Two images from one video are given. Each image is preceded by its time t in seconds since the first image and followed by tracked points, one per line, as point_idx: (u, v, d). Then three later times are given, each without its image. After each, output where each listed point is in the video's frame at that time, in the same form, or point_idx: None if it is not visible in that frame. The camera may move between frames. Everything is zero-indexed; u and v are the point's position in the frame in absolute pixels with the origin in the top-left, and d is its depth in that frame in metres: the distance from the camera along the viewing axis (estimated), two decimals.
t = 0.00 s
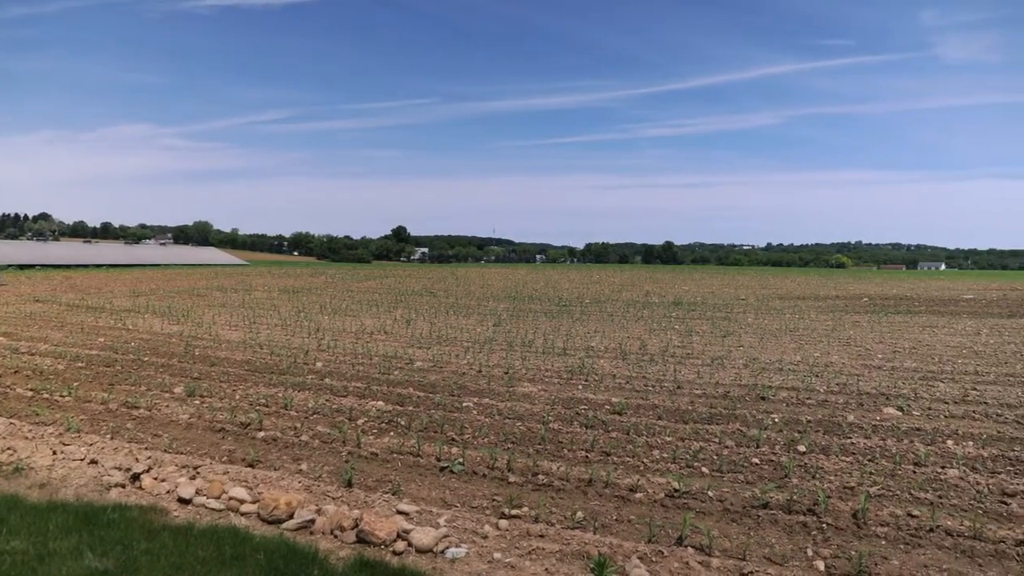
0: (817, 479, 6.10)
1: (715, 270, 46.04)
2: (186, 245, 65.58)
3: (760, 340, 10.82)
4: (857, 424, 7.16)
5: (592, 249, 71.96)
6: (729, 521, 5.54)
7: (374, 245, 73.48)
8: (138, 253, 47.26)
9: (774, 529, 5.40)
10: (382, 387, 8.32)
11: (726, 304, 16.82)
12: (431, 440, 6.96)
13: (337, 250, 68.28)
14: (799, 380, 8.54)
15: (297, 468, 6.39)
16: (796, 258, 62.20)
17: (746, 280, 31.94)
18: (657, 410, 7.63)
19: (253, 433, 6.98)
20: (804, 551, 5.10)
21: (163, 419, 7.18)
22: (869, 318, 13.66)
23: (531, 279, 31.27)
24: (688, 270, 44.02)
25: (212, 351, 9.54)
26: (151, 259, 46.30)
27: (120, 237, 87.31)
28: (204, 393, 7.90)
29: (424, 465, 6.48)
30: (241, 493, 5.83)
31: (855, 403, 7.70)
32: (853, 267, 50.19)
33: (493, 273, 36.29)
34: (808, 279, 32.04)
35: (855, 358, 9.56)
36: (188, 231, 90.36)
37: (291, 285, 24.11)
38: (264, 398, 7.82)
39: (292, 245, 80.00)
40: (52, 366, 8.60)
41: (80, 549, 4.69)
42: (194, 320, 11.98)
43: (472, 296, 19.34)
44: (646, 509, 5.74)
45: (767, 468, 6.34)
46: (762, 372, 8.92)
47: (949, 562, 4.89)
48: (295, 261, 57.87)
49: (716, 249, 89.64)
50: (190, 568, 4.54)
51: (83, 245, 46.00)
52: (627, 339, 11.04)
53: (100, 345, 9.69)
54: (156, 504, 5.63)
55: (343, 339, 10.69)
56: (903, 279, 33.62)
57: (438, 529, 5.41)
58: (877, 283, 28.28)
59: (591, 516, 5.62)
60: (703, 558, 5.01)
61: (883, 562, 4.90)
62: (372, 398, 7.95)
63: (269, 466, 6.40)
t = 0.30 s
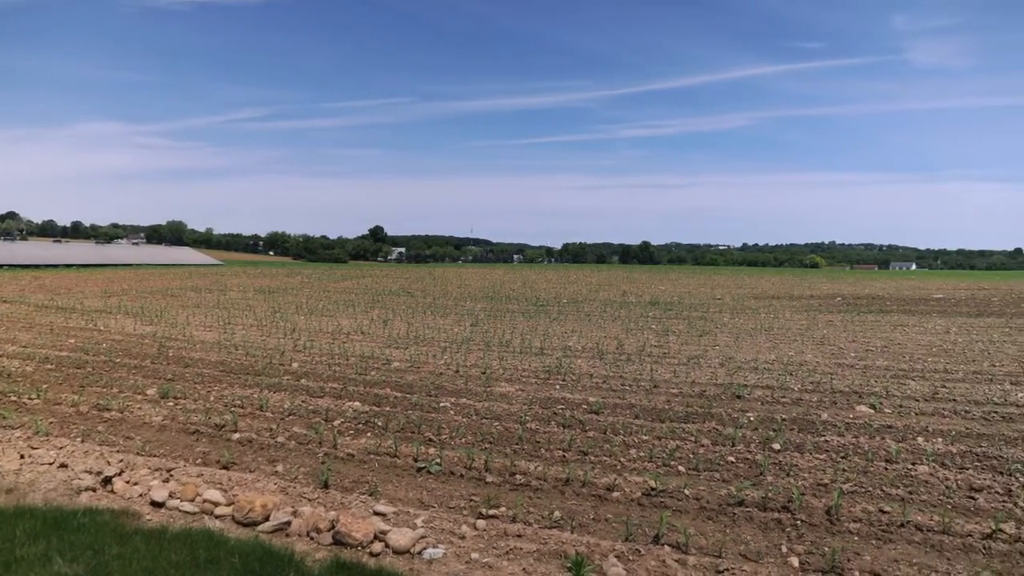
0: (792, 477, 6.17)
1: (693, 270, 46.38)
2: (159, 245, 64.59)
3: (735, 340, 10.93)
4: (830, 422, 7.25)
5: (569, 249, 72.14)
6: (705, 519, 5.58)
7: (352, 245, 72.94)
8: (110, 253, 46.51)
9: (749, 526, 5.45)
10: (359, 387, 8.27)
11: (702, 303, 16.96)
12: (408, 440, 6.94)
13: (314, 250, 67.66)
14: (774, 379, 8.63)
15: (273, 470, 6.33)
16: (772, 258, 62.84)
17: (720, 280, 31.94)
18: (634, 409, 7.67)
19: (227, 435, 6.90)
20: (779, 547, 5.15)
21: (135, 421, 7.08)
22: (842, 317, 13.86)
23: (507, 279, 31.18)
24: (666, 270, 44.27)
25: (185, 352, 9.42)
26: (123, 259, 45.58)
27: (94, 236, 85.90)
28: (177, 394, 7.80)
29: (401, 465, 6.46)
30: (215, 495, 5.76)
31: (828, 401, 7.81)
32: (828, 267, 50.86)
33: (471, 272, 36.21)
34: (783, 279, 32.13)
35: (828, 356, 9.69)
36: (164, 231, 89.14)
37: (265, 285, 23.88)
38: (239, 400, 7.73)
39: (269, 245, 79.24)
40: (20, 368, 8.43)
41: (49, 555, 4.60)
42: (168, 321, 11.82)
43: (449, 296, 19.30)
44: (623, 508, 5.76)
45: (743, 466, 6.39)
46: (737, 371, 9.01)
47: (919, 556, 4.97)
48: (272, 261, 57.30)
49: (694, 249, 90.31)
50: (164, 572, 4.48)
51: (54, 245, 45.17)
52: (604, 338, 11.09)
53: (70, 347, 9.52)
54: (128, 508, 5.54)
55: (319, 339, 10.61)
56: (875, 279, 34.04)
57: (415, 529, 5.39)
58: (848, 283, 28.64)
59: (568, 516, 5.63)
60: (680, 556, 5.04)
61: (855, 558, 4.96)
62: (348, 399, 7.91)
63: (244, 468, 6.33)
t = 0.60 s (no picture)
0: (769, 474, 6.23)
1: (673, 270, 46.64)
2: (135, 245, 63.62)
3: (713, 339, 11.02)
4: (806, 419, 7.34)
5: (549, 249, 72.21)
6: (683, 517, 5.62)
7: (330, 244, 72.33)
8: (84, 253, 45.79)
9: (727, 523, 5.50)
10: (337, 388, 8.22)
11: (681, 303, 17.07)
12: (387, 441, 6.91)
13: (292, 250, 66.97)
14: (751, 378, 8.72)
15: (250, 471, 6.27)
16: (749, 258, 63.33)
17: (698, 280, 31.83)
18: (612, 408, 7.70)
19: (204, 436, 6.83)
20: (756, 545, 5.20)
21: (109, 423, 6.97)
22: (819, 316, 14.02)
23: (487, 279, 30.98)
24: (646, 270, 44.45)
25: (161, 353, 9.31)
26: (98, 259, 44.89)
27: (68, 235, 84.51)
28: (152, 396, 7.70)
29: (379, 466, 6.43)
30: (191, 497, 5.70)
31: (804, 400, 7.90)
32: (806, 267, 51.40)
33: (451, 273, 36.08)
34: (760, 279, 32.11)
35: (805, 355, 9.81)
36: (140, 230, 87.91)
37: (242, 285, 23.64)
38: (215, 401, 7.66)
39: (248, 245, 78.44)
40: None
41: (20, 560, 4.52)
42: (143, 322, 11.67)
43: (429, 296, 19.24)
44: (602, 507, 5.78)
45: (720, 465, 6.44)
46: (715, 370, 9.08)
47: (892, 551, 5.04)
48: (250, 260, 56.71)
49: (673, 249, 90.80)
50: None
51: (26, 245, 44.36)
52: (583, 338, 11.12)
53: (42, 348, 9.36)
54: (101, 511, 5.46)
55: (297, 339, 10.54)
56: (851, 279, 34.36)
57: (394, 530, 5.37)
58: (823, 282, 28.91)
59: (547, 515, 5.64)
60: (658, 554, 5.07)
61: (830, 554, 5.02)
62: (327, 400, 7.86)
63: (221, 470, 6.26)
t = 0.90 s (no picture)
0: (745, 472, 6.29)
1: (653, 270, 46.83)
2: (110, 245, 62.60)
3: (691, 338, 11.09)
4: (782, 417, 7.41)
5: (529, 249, 72.10)
6: (661, 515, 5.65)
7: (308, 244, 71.60)
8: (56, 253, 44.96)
9: (704, 521, 5.54)
10: (315, 388, 8.16)
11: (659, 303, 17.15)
12: (365, 441, 6.88)
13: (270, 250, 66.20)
14: (729, 376, 8.79)
15: (226, 473, 6.20)
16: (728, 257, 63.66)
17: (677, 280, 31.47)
18: (591, 407, 7.73)
19: (179, 438, 6.74)
20: (733, 542, 5.24)
21: (81, 425, 6.86)
22: (795, 315, 14.17)
23: (466, 279, 30.54)
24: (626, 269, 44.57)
25: (135, 354, 9.18)
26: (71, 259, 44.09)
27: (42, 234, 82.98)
28: (126, 397, 7.59)
29: (358, 467, 6.39)
30: (166, 500, 5.62)
31: (780, 398, 7.98)
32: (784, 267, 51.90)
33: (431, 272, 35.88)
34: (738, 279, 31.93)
35: (781, 354, 9.91)
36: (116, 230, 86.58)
37: (218, 285, 23.38)
38: (191, 402, 7.57)
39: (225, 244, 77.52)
40: None
41: None
42: (116, 322, 11.50)
43: (408, 296, 19.15)
44: (581, 506, 5.80)
45: (698, 463, 6.49)
46: (693, 369, 9.14)
47: (866, 546, 5.11)
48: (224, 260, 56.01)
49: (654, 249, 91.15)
50: None
51: None
52: (562, 337, 11.15)
53: (12, 350, 9.19)
54: (73, 515, 5.37)
55: (275, 340, 10.45)
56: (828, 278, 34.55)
57: (372, 531, 5.34)
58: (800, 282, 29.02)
59: (526, 514, 5.65)
60: (636, 552, 5.09)
61: (806, 550, 5.08)
62: (304, 400, 7.80)
63: (196, 472, 6.19)
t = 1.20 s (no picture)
0: (723, 470, 6.34)
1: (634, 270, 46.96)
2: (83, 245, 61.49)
3: (669, 337, 11.16)
4: (759, 416, 7.48)
5: (508, 249, 71.98)
6: (640, 513, 5.68)
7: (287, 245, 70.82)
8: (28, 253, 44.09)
9: (682, 519, 5.57)
10: (293, 389, 8.10)
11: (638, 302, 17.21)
12: (344, 442, 6.84)
13: (248, 250, 65.37)
14: (706, 375, 8.87)
15: (202, 475, 6.13)
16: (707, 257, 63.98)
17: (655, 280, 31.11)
18: (570, 407, 7.75)
19: (153, 440, 6.66)
20: (710, 539, 5.28)
21: (52, 428, 6.75)
22: (771, 315, 14.32)
23: (444, 279, 30.21)
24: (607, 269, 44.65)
25: (108, 355, 9.05)
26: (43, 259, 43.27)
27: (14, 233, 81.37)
28: (99, 399, 7.48)
29: (336, 467, 6.36)
30: (140, 503, 5.55)
31: (757, 396, 8.05)
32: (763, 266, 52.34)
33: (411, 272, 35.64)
34: (717, 279, 31.72)
35: (758, 352, 10.01)
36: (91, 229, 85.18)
37: (193, 285, 23.09)
38: (166, 403, 7.48)
39: (203, 244, 76.54)
40: None
41: None
42: (88, 323, 11.32)
43: (386, 296, 19.04)
44: (560, 505, 5.81)
45: (676, 461, 6.52)
46: (671, 368, 9.20)
47: (841, 542, 5.17)
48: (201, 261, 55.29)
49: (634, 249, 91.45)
50: None
51: None
52: (541, 337, 11.16)
53: None
54: (44, 520, 5.28)
55: (252, 340, 10.36)
56: (805, 278, 34.71)
57: (351, 532, 5.32)
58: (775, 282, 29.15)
59: (505, 514, 5.65)
60: (615, 551, 5.11)
61: (782, 546, 5.13)
62: (282, 401, 7.74)
63: (172, 474, 6.12)
